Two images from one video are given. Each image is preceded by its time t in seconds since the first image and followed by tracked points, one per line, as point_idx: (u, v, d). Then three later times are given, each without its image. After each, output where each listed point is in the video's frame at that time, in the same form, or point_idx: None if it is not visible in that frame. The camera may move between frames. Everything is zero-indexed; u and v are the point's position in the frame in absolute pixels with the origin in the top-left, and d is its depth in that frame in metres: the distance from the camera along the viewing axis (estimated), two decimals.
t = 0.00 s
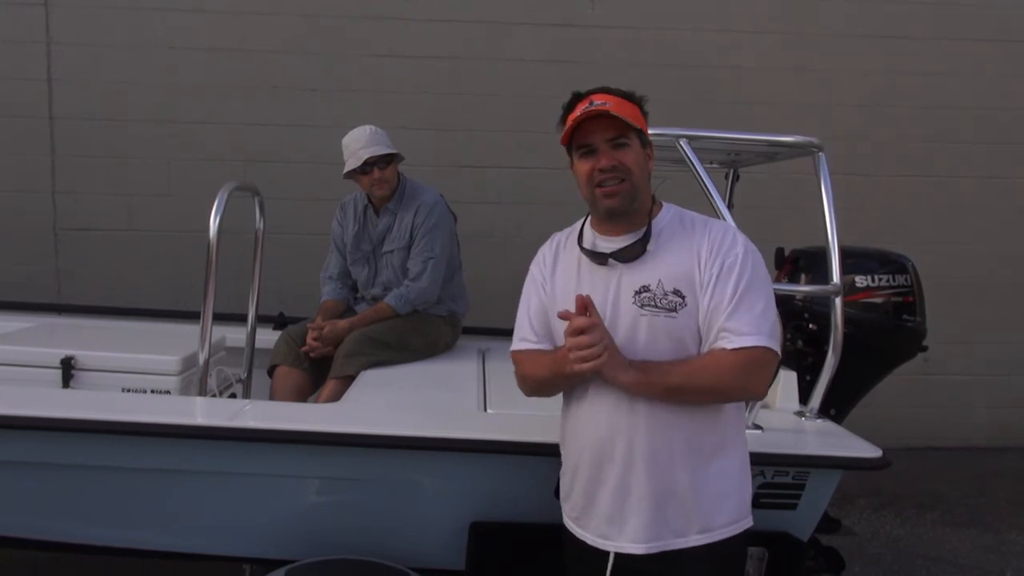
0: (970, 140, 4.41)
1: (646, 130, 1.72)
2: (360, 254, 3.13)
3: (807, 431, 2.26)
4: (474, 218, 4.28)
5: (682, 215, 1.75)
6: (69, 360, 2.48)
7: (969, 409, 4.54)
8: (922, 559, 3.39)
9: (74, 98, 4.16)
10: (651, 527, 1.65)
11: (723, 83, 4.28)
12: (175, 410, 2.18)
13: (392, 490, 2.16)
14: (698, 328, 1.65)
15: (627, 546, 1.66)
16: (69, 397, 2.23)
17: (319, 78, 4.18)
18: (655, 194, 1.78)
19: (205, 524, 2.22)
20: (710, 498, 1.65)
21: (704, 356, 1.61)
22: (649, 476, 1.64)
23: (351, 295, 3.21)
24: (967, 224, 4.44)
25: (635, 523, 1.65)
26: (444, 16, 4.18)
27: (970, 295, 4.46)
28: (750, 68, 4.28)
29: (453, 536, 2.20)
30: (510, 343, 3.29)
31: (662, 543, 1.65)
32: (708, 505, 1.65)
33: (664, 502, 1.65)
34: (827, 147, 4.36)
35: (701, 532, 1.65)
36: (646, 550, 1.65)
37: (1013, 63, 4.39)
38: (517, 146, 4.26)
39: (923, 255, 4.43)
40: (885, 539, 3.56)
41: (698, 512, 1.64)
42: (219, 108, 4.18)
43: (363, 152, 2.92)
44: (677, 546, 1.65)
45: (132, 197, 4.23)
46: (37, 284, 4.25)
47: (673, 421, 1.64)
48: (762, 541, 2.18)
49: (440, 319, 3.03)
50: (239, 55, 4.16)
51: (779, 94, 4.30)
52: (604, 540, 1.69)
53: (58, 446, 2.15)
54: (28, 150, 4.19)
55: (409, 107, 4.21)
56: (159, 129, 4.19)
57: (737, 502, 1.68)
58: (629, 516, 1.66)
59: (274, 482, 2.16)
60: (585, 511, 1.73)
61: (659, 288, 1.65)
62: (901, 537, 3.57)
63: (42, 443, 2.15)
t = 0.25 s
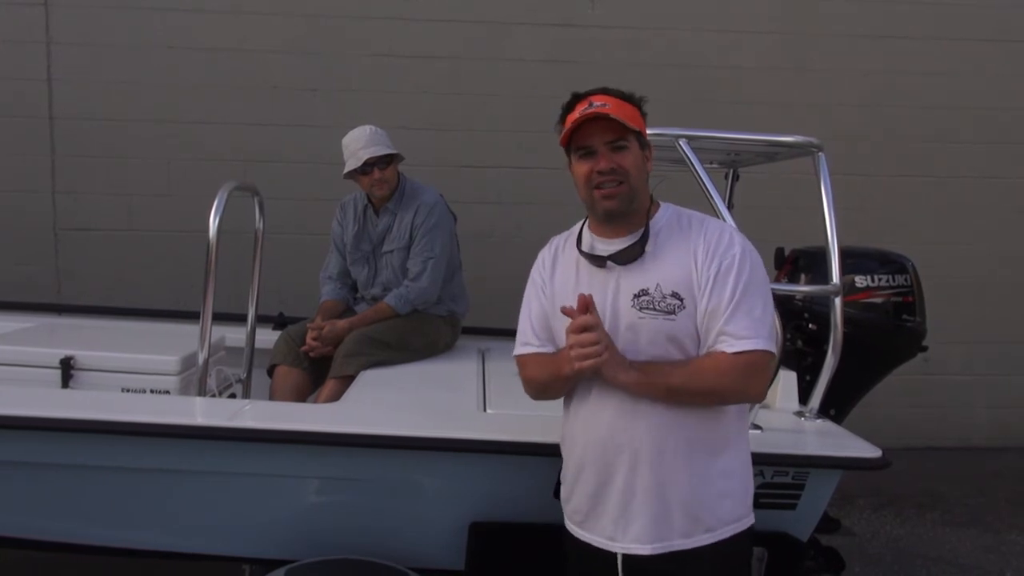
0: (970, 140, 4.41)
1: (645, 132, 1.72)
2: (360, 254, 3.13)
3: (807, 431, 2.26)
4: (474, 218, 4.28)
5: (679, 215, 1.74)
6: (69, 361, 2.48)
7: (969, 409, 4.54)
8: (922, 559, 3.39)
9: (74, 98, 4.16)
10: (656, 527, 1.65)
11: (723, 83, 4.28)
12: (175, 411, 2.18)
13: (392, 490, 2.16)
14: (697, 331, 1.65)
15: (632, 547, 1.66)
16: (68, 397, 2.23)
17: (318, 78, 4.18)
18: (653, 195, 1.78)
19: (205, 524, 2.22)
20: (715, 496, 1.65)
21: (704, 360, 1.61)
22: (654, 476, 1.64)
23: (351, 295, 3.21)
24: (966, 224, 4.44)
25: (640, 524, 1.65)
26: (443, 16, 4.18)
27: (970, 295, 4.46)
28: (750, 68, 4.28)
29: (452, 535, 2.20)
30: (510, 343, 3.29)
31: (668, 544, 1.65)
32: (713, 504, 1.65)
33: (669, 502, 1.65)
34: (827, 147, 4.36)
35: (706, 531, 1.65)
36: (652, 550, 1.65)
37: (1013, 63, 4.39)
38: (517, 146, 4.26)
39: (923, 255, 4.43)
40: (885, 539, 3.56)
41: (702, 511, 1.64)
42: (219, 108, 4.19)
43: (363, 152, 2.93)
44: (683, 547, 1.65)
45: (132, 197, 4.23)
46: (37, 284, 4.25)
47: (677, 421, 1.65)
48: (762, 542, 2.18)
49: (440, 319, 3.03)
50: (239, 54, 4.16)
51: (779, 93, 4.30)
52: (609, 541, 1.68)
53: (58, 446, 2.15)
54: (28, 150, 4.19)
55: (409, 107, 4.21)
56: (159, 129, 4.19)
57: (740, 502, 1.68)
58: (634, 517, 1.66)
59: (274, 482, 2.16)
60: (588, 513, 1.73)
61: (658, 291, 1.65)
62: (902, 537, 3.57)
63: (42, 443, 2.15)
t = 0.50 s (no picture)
0: (970, 140, 4.40)
1: (647, 133, 1.72)
2: (360, 254, 3.12)
3: (807, 431, 2.26)
4: (474, 218, 4.28)
5: (682, 217, 1.74)
6: (69, 360, 2.48)
7: (969, 409, 4.54)
8: (923, 559, 3.39)
9: (74, 98, 4.16)
10: (658, 527, 1.65)
11: (724, 83, 4.28)
12: (175, 411, 2.18)
13: (392, 490, 2.16)
14: (701, 332, 1.65)
15: (635, 547, 1.66)
16: (68, 397, 2.23)
17: (319, 78, 4.18)
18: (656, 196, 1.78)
19: (206, 524, 2.22)
20: (717, 496, 1.65)
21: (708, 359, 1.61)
22: (656, 476, 1.64)
23: (351, 295, 3.21)
24: (967, 224, 4.44)
25: (644, 524, 1.65)
26: (444, 17, 4.18)
27: (970, 295, 4.46)
28: (750, 68, 4.28)
29: (452, 536, 2.20)
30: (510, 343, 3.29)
31: (670, 544, 1.65)
32: (715, 504, 1.65)
33: (671, 502, 1.65)
34: (827, 147, 4.36)
35: (708, 531, 1.65)
36: (655, 550, 1.64)
37: (1014, 63, 4.39)
38: (517, 146, 4.25)
39: (923, 255, 4.43)
40: (885, 539, 3.56)
41: (704, 512, 1.64)
42: (219, 108, 4.18)
43: (363, 153, 2.93)
44: (685, 547, 1.65)
45: (132, 196, 4.23)
46: (37, 284, 4.25)
47: (680, 421, 1.64)
48: (763, 542, 2.18)
49: (441, 319, 3.03)
50: (239, 54, 4.16)
51: (779, 93, 4.30)
52: (611, 541, 1.68)
53: (58, 446, 2.15)
54: (28, 149, 4.19)
55: (409, 107, 4.21)
56: (159, 129, 4.19)
57: (743, 501, 1.68)
58: (637, 517, 1.66)
59: (274, 482, 2.16)
60: (590, 513, 1.73)
61: (661, 292, 1.65)
62: (902, 537, 3.57)
63: (43, 443, 2.15)
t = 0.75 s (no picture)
0: (970, 140, 4.40)
1: (653, 132, 1.71)
2: (361, 254, 3.12)
3: (809, 431, 2.26)
4: (474, 218, 4.27)
5: (691, 216, 1.74)
6: (70, 360, 2.48)
7: (970, 409, 4.54)
8: (923, 559, 3.39)
9: (74, 98, 4.15)
10: (651, 525, 1.65)
11: (724, 83, 4.28)
12: (176, 410, 2.18)
13: (392, 490, 2.15)
14: (703, 328, 1.64)
15: (629, 543, 1.66)
16: (68, 397, 2.23)
17: (319, 78, 4.17)
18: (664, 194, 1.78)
19: (206, 524, 2.21)
20: (712, 496, 1.64)
21: (719, 357, 1.61)
22: (651, 474, 1.64)
23: (352, 295, 3.21)
24: (967, 224, 4.44)
25: (637, 520, 1.66)
26: (444, 16, 4.18)
27: (970, 295, 4.46)
28: (751, 68, 4.28)
29: (453, 536, 2.20)
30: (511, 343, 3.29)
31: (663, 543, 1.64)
32: (710, 504, 1.64)
33: (666, 501, 1.64)
34: (828, 147, 4.36)
35: (703, 532, 1.64)
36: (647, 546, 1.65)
37: (1014, 63, 4.38)
38: (517, 146, 4.25)
39: (923, 255, 4.43)
40: (885, 539, 3.56)
41: (699, 511, 1.63)
42: (219, 108, 4.18)
43: (364, 152, 2.92)
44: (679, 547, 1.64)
45: (132, 196, 4.22)
46: (38, 284, 4.25)
47: (676, 420, 1.64)
48: (763, 542, 2.18)
49: (442, 319, 3.02)
50: (239, 54, 4.16)
51: (779, 93, 4.30)
52: (605, 539, 1.68)
53: (57, 446, 2.15)
54: (28, 149, 4.19)
55: (410, 107, 4.20)
56: (159, 129, 4.18)
57: (740, 503, 1.67)
58: (631, 513, 1.66)
59: (275, 482, 2.16)
60: (586, 511, 1.73)
61: (664, 287, 1.65)
62: (902, 538, 3.57)
63: (42, 443, 2.15)
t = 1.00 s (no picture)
0: (970, 140, 4.40)
1: (643, 136, 1.69)
2: (362, 255, 3.12)
3: (811, 433, 2.26)
4: (475, 219, 4.27)
5: (697, 219, 1.74)
6: (71, 361, 2.48)
7: (970, 410, 4.54)
8: (924, 560, 3.39)
9: (74, 98, 4.15)
10: (643, 529, 1.65)
11: (725, 83, 4.27)
12: (176, 412, 2.18)
13: (393, 491, 2.15)
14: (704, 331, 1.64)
15: (619, 546, 1.66)
16: (68, 398, 2.23)
17: (319, 78, 4.17)
18: (665, 197, 1.78)
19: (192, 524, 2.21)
20: (706, 502, 1.63)
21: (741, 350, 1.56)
22: (645, 477, 1.64)
23: (352, 295, 3.21)
24: (967, 225, 4.44)
25: (628, 524, 1.65)
26: (444, 16, 4.18)
27: (971, 296, 4.46)
28: (751, 69, 4.28)
29: (454, 537, 2.20)
30: (512, 344, 3.29)
31: (656, 547, 1.64)
32: (703, 509, 1.63)
33: (658, 506, 1.63)
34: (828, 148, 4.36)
35: (695, 537, 1.63)
36: (638, 550, 1.65)
37: (1014, 63, 4.38)
38: (517, 147, 4.25)
39: (924, 256, 4.43)
40: (887, 540, 3.56)
41: (692, 517, 1.63)
42: (220, 108, 4.18)
43: (364, 153, 2.92)
44: (671, 551, 1.64)
45: (133, 197, 4.22)
46: (38, 284, 4.24)
47: (672, 423, 1.63)
48: (764, 543, 2.18)
49: (443, 320, 3.02)
50: (239, 54, 4.15)
51: (780, 94, 4.30)
52: (598, 541, 1.68)
53: (40, 446, 2.15)
54: (29, 150, 4.19)
55: (410, 107, 4.20)
56: (160, 129, 4.18)
57: (735, 509, 1.66)
58: (623, 516, 1.66)
59: (274, 483, 2.16)
60: (581, 511, 1.73)
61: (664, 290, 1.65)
62: (903, 539, 3.57)
63: (27, 442, 2.15)
